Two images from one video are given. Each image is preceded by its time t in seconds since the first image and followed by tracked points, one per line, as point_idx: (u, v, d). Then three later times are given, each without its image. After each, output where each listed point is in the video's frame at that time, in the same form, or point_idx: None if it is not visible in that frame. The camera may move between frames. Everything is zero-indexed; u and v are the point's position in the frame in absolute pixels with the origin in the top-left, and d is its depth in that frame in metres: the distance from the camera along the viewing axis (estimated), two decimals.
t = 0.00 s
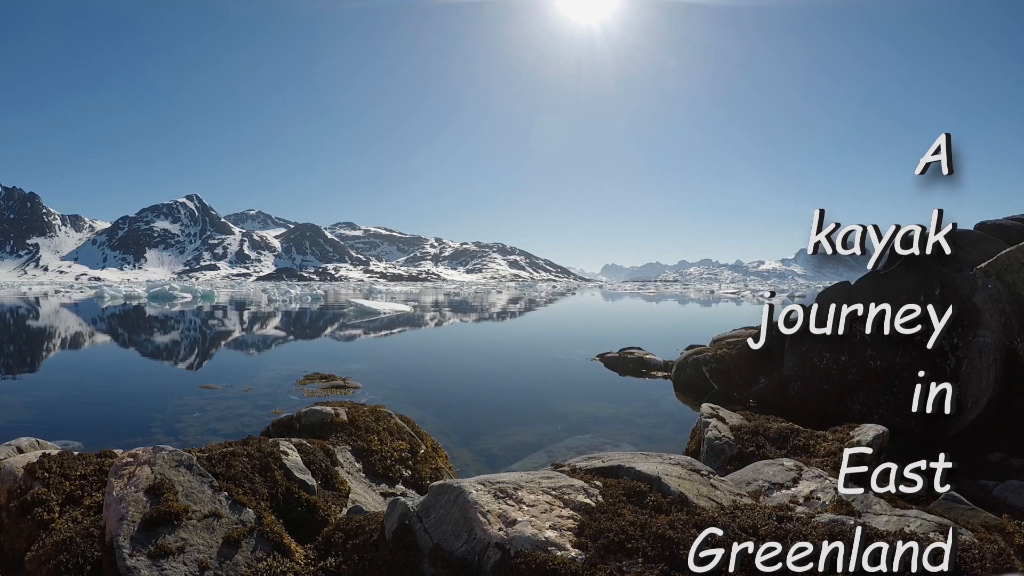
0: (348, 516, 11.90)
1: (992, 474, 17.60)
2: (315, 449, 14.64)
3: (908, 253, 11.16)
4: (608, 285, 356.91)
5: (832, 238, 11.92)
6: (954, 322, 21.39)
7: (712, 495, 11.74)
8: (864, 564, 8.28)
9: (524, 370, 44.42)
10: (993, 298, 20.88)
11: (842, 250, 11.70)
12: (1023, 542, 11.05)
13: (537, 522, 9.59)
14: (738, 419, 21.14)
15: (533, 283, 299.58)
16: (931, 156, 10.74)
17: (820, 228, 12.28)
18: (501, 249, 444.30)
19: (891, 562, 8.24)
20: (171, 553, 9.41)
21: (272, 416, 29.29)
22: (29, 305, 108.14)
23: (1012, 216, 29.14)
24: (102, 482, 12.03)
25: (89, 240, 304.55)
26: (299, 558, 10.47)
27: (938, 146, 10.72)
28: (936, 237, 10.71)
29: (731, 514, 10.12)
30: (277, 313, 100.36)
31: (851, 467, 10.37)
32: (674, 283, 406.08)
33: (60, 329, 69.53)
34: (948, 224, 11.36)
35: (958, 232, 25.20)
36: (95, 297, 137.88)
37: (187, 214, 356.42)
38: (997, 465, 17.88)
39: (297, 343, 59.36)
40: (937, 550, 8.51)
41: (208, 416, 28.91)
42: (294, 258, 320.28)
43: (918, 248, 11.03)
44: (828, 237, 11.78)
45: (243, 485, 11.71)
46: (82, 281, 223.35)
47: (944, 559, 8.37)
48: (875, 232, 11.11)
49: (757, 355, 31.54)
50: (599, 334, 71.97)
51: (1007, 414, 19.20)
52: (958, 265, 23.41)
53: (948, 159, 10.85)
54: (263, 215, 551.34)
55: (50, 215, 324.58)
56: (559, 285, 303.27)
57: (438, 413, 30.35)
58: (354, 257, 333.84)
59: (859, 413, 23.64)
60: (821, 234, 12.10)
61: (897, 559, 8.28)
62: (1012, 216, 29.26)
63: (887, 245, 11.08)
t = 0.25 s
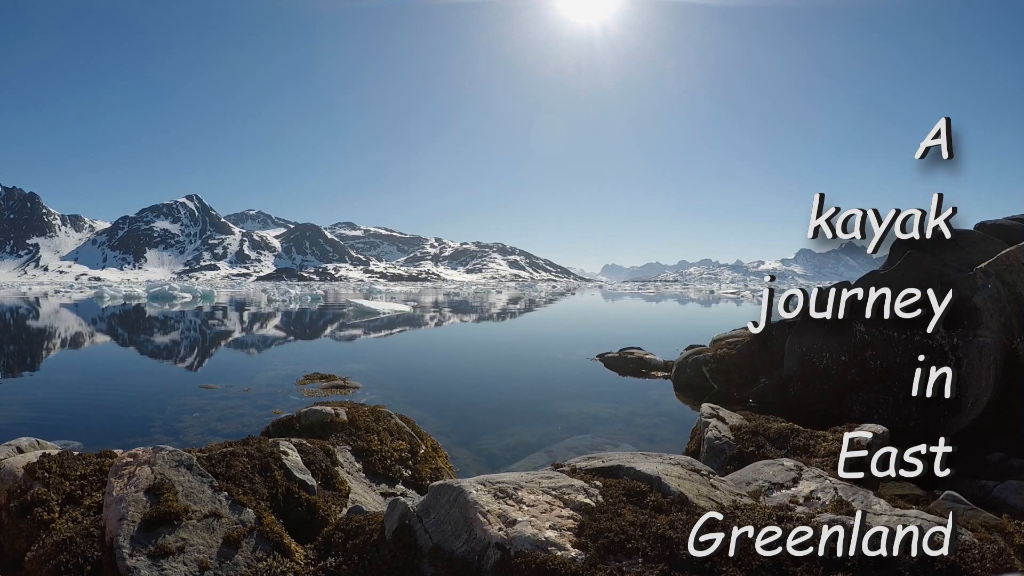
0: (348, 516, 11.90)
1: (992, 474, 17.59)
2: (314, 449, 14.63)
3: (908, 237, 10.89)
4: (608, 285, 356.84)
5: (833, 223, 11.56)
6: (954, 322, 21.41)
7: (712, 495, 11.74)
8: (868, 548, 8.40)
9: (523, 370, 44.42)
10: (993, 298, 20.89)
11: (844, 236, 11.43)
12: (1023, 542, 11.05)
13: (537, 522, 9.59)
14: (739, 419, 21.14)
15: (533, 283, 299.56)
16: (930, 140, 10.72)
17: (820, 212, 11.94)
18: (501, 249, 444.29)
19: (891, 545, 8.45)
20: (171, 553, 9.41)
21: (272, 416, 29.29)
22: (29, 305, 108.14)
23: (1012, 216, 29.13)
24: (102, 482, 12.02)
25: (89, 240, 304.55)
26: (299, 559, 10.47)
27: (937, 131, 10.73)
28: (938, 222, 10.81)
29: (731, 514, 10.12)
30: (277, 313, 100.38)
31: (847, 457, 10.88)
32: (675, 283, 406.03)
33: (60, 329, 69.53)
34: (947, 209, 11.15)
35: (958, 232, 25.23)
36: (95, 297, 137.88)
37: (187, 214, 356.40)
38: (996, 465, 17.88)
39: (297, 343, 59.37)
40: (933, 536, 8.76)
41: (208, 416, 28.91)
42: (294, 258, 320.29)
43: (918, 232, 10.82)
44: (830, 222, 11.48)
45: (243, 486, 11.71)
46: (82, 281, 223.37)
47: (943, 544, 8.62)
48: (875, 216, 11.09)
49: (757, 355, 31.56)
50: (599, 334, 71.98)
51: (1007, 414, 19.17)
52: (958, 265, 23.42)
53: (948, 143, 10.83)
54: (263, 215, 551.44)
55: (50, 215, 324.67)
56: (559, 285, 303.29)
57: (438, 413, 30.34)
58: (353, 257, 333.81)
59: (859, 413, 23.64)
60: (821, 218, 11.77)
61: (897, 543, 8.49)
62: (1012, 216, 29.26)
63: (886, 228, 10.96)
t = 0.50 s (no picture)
0: (348, 516, 11.91)
1: (992, 474, 17.56)
2: (315, 449, 14.64)
3: (907, 223, 10.24)
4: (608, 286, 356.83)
5: (832, 207, 11.13)
6: (954, 322, 21.38)
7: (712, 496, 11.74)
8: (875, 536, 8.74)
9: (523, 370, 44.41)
10: (993, 298, 20.83)
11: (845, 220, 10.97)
12: (1023, 542, 11.05)
13: (537, 522, 9.59)
14: (739, 419, 21.14)
15: (533, 283, 299.61)
16: (931, 123, 10.49)
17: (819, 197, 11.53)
18: (501, 249, 444.26)
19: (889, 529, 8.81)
20: (171, 553, 9.41)
21: (272, 416, 29.29)
22: (29, 305, 108.13)
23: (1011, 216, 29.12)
24: (102, 483, 12.02)
25: (89, 240, 304.55)
26: (299, 558, 10.47)
27: (937, 115, 10.54)
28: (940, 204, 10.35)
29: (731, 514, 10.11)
30: (277, 313, 100.38)
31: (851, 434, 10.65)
32: (675, 283, 406.01)
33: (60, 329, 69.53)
34: (950, 193, 10.37)
35: (958, 233, 25.21)
36: (95, 297, 137.78)
37: (187, 214, 356.36)
38: (996, 465, 17.85)
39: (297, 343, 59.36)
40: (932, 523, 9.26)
41: (208, 416, 28.90)
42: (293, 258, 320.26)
43: (919, 217, 10.23)
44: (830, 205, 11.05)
45: (243, 485, 11.71)
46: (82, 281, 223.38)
47: (943, 527, 9.14)
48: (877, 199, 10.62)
49: (756, 355, 31.60)
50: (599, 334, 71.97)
51: (1007, 414, 19.10)
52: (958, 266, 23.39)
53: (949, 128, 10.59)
54: (263, 215, 551.37)
55: (50, 215, 324.70)
56: (559, 285, 303.41)
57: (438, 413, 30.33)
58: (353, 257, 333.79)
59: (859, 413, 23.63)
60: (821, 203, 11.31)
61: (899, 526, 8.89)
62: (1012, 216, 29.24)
63: (885, 212, 10.33)
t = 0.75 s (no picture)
0: (348, 516, 11.90)
1: (992, 474, 17.56)
2: (315, 449, 14.64)
3: (908, 207, 10.56)
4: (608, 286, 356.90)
5: (833, 191, 11.40)
6: (955, 322, 21.31)
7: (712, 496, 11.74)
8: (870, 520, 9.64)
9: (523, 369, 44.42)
10: (992, 298, 20.76)
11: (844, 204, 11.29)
12: (1022, 542, 11.06)
13: (537, 522, 9.60)
14: (738, 419, 21.14)
15: (533, 283, 299.56)
16: (931, 109, 10.71)
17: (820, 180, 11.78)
18: (501, 249, 444.35)
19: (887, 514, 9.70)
20: (172, 553, 9.41)
21: (273, 415, 29.30)
22: (29, 305, 108.06)
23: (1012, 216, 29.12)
24: (102, 483, 12.03)
25: (89, 240, 304.48)
26: (299, 559, 10.47)
27: (938, 100, 10.75)
28: (940, 190, 10.58)
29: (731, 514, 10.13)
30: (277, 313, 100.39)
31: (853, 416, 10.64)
32: (675, 283, 405.99)
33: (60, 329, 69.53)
34: (949, 177, 10.71)
35: (958, 233, 25.23)
36: (94, 297, 137.68)
37: (187, 214, 356.37)
38: (997, 465, 17.84)
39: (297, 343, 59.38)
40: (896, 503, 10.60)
41: (208, 416, 28.90)
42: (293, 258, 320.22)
43: (919, 201, 10.55)
44: (829, 189, 11.36)
45: (243, 485, 11.71)
46: (82, 281, 223.40)
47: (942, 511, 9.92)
48: (876, 184, 10.88)
49: (756, 355, 31.62)
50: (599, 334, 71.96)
51: (1006, 414, 19.28)
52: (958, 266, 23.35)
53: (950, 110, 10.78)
54: (263, 215, 552.35)
55: (50, 215, 324.57)
56: (559, 285, 303.35)
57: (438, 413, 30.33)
58: (353, 257, 333.69)
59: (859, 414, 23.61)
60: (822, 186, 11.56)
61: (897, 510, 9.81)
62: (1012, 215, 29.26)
63: (887, 196, 10.60)
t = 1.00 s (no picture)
0: (348, 516, 11.91)
1: (993, 474, 17.56)
2: (315, 449, 14.64)
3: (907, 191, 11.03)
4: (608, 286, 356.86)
5: (832, 175, 11.96)
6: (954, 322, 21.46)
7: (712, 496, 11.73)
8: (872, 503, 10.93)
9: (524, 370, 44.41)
10: (993, 298, 20.87)
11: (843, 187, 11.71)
12: (1023, 542, 11.05)
13: (537, 522, 9.59)
14: (738, 419, 21.13)
15: (533, 283, 299.46)
16: (931, 93, 11.11)
17: (820, 165, 12.24)
18: (501, 249, 444.22)
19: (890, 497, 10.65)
20: (172, 553, 9.41)
21: (273, 415, 29.31)
22: (29, 305, 108.06)
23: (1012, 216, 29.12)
24: (102, 483, 12.03)
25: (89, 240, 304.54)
26: (299, 559, 10.46)
27: (937, 84, 11.14)
28: (939, 173, 10.94)
29: (732, 514, 10.13)
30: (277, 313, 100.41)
31: (851, 404, 11.42)
32: (675, 283, 405.90)
33: (60, 329, 69.54)
34: (949, 161, 11.09)
35: (959, 232, 25.21)
36: (94, 297, 137.63)
37: (187, 214, 356.38)
38: (997, 465, 17.83)
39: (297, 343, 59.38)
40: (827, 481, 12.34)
41: (208, 416, 28.90)
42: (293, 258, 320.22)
43: (918, 184, 10.99)
44: (829, 174, 11.85)
45: (243, 485, 11.70)
46: (82, 281, 223.53)
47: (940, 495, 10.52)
48: (874, 168, 11.27)
49: (756, 355, 31.62)
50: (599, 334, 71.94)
51: (1006, 414, 19.30)
52: (958, 266, 23.47)
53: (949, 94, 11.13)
54: (263, 215, 552.29)
55: (50, 215, 324.66)
56: (559, 285, 303.31)
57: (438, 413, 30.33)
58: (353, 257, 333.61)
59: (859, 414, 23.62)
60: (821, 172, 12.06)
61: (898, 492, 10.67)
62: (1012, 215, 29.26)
63: (885, 179, 11.07)
